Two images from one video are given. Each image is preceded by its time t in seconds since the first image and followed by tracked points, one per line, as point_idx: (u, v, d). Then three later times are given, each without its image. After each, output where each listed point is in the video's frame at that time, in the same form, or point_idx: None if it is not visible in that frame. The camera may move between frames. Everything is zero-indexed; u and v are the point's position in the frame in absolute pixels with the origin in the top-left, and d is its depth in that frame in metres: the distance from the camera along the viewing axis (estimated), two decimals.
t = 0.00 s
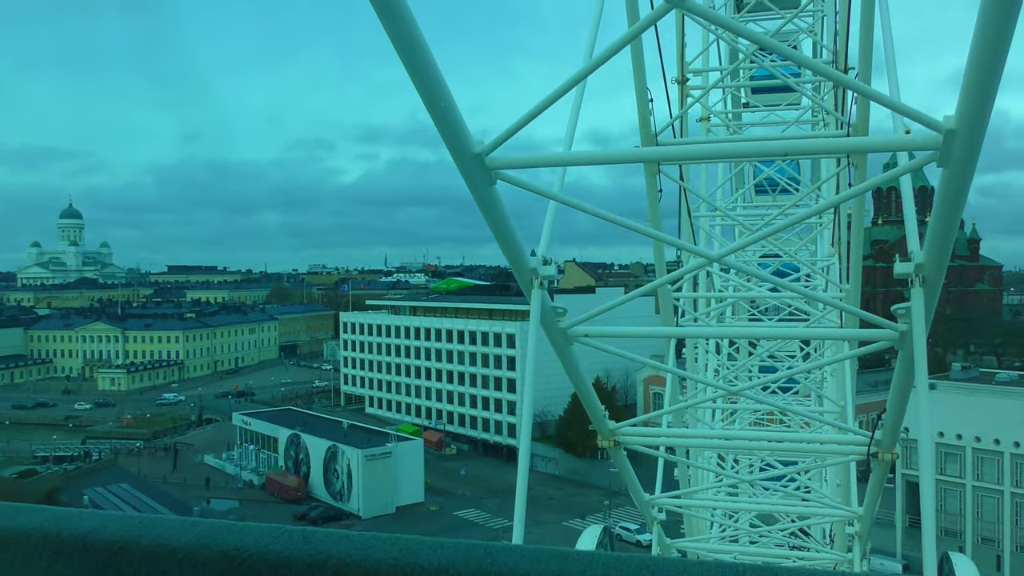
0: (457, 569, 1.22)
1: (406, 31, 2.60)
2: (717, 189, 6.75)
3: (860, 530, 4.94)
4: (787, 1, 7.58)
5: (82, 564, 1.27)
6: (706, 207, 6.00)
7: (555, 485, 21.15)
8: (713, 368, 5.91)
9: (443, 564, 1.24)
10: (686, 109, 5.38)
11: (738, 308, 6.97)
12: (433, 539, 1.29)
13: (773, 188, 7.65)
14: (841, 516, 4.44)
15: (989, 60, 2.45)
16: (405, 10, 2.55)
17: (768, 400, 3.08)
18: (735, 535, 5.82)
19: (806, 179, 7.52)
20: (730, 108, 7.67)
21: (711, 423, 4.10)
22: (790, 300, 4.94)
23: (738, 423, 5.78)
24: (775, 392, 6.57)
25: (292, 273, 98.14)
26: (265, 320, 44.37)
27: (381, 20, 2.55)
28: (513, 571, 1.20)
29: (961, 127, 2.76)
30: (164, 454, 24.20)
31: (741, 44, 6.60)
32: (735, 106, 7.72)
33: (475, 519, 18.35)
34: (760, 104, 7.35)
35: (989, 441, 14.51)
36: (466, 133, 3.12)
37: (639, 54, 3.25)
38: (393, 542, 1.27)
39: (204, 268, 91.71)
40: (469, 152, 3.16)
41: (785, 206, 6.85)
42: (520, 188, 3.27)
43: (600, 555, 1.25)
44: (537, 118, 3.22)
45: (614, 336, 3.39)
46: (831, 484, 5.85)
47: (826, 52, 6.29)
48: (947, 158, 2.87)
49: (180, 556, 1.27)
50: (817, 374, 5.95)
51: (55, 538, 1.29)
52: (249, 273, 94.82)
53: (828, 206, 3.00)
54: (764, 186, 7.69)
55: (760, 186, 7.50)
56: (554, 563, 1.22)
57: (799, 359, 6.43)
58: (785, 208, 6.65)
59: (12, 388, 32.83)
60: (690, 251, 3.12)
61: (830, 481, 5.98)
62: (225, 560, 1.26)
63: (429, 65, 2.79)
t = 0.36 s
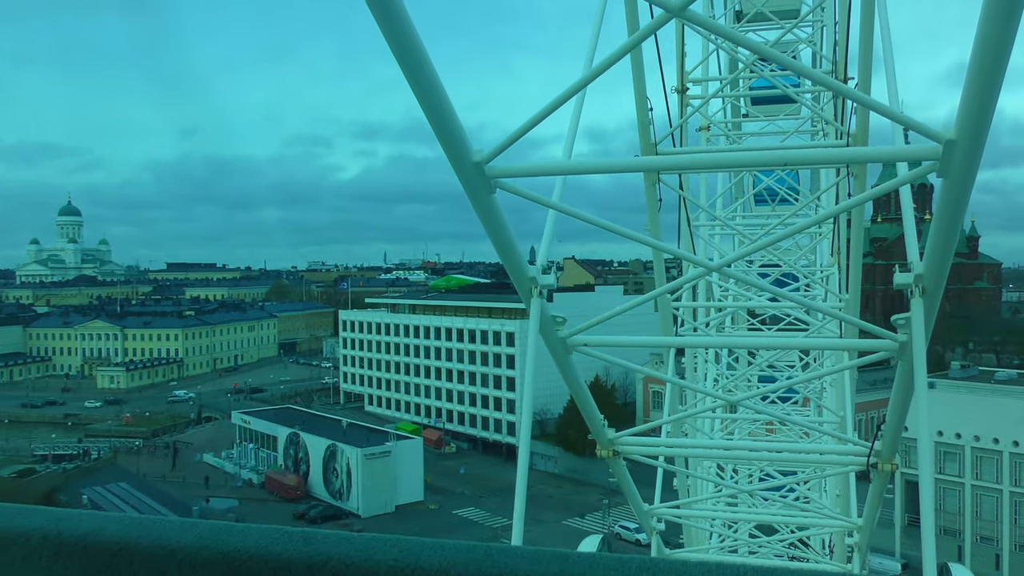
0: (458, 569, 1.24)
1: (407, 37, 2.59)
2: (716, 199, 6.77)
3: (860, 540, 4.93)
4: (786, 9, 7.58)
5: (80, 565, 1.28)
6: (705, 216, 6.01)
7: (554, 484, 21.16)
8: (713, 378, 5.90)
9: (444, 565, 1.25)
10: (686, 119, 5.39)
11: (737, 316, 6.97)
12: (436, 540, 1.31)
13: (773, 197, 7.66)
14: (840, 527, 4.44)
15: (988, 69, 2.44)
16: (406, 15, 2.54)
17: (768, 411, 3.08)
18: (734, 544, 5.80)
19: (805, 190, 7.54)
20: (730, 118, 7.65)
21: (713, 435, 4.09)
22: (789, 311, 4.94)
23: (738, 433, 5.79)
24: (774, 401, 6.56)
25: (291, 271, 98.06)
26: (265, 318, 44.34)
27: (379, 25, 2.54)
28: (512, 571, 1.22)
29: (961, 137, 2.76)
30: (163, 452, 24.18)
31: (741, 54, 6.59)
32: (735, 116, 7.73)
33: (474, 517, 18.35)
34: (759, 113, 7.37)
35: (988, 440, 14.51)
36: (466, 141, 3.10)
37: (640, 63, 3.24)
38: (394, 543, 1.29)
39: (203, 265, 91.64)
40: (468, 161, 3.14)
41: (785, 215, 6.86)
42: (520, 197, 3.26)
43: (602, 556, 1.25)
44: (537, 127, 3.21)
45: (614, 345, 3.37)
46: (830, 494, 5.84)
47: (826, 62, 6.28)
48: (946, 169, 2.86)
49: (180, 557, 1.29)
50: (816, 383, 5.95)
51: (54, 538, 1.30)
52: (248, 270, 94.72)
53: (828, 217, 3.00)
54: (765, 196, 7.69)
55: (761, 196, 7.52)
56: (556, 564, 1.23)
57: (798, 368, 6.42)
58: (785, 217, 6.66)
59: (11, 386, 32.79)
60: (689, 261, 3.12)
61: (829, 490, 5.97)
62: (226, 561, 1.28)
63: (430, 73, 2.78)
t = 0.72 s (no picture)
0: (424, 561, 1.73)
1: (405, 49, 2.58)
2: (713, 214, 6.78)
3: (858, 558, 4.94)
4: (784, 24, 7.63)
5: (133, 557, 1.83)
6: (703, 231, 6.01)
7: (553, 488, 21.14)
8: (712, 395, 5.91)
9: (415, 560, 1.73)
10: (684, 135, 5.39)
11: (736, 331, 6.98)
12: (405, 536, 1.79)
13: (770, 211, 7.66)
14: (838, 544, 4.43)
15: (989, 84, 2.43)
16: (404, 26, 2.54)
17: (766, 426, 3.07)
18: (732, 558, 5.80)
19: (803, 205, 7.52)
20: (729, 133, 7.68)
21: (712, 458, 4.09)
22: (787, 326, 4.92)
23: (737, 451, 5.78)
24: (772, 417, 6.56)
25: (290, 273, 97.89)
26: (264, 321, 44.27)
27: (377, 36, 2.53)
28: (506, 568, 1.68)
29: (961, 154, 2.75)
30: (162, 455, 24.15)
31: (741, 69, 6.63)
32: (733, 130, 7.75)
33: (473, 522, 18.31)
34: (758, 129, 7.38)
35: (987, 444, 14.52)
36: (466, 155, 3.09)
37: (639, 77, 3.23)
38: (376, 542, 1.76)
39: (202, 267, 91.45)
40: (468, 175, 3.12)
41: (783, 231, 6.85)
42: (519, 211, 3.26)
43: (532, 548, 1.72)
44: (536, 141, 3.19)
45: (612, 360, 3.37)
46: (830, 511, 5.84)
47: (824, 77, 6.31)
48: (946, 185, 2.85)
49: (207, 551, 1.80)
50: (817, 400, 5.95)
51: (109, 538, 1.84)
52: (247, 272, 94.52)
53: (827, 232, 2.98)
54: (763, 211, 7.68)
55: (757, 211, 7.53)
56: (500, 553, 1.70)
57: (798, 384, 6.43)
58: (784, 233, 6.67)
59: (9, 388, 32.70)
60: (688, 276, 3.13)
61: (828, 507, 5.97)
62: (243, 553, 1.79)
63: (429, 86, 2.77)
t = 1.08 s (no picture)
0: (451, 558, 1.32)
1: (403, 66, 2.58)
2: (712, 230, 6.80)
3: None
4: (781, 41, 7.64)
5: (82, 552, 1.42)
6: (702, 247, 6.02)
7: (552, 493, 21.10)
8: (710, 412, 5.98)
9: (441, 560, 1.33)
10: (684, 151, 5.39)
11: (735, 347, 6.98)
12: (432, 528, 1.37)
13: (770, 228, 7.67)
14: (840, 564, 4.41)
15: (988, 102, 2.42)
16: (403, 42, 2.53)
17: (765, 444, 3.06)
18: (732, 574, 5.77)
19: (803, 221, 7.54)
20: (727, 149, 7.67)
21: (709, 478, 4.09)
22: (785, 343, 4.91)
23: (735, 468, 5.78)
24: (772, 433, 6.56)
25: (289, 277, 97.89)
26: (262, 325, 44.26)
27: (374, 53, 2.52)
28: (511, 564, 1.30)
29: (960, 170, 2.73)
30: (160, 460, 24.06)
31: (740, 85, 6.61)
32: (733, 146, 7.76)
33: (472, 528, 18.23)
34: (758, 145, 7.39)
35: (987, 450, 14.50)
36: (462, 171, 3.07)
37: (638, 92, 3.21)
38: (392, 534, 1.36)
39: (201, 271, 91.47)
40: (465, 191, 3.10)
41: (782, 246, 6.87)
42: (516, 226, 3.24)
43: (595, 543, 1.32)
44: (534, 156, 3.18)
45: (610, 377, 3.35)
46: (828, 529, 5.83)
47: (822, 94, 6.31)
48: (945, 203, 2.83)
49: (178, 545, 1.39)
50: (817, 417, 5.95)
51: (54, 528, 1.44)
52: (246, 276, 94.54)
53: (826, 249, 2.98)
54: (763, 228, 7.69)
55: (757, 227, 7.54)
56: (553, 550, 1.31)
57: (797, 401, 6.43)
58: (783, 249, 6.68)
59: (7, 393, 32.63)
60: (687, 292, 3.11)
61: (826, 524, 5.96)
62: (223, 549, 1.38)
63: (427, 105, 2.76)
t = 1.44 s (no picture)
0: (452, 553, 1.32)
1: (403, 80, 2.58)
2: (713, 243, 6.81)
3: None
4: (780, 55, 7.64)
5: (81, 546, 1.44)
6: (701, 259, 6.03)
7: (551, 495, 21.08)
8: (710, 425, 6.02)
9: (439, 550, 1.33)
10: (684, 165, 5.40)
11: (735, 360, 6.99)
12: (432, 524, 1.37)
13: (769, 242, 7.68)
14: None
15: (987, 119, 2.42)
16: (401, 56, 2.53)
17: (764, 458, 3.04)
18: None
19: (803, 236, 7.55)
20: (727, 163, 7.66)
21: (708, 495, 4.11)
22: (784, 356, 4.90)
23: (735, 483, 5.80)
24: (772, 446, 6.57)
25: (288, 278, 97.80)
26: (261, 327, 44.19)
27: (373, 65, 2.52)
28: (512, 555, 1.30)
29: (961, 184, 2.71)
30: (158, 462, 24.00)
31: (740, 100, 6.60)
32: (732, 160, 7.78)
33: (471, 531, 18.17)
34: (757, 160, 7.42)
35: (986, 453, 14.47)
36: (459, 183, 3.05)
37: (637, 105, 3.20)
38: (391, 527, 1.37)
39: (200, 272, 91.25)
40: (463, 204, 3.08)
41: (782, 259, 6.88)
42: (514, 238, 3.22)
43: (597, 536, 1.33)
44: (532, 168, 3.16)
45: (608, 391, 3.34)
46: (828, 542, 5.82)
47: (821, 108, 6.29)
48: (945, 217, 2.82)
49: (178, 539, 1.40)
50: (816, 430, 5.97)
51: (52, 523, 1.46)
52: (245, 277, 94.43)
53: (825, 263, 2.96)
54: (762, 242, 7.71)
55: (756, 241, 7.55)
56: (553, 544, 1.31)
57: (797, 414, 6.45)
58: (782, 262, 6.70)
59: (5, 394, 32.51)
60: (686, 306, 3.10)
61: (826, 537, 5.96)
62: (223, 542, 1.38)
63: (426, 118, 2.76)
